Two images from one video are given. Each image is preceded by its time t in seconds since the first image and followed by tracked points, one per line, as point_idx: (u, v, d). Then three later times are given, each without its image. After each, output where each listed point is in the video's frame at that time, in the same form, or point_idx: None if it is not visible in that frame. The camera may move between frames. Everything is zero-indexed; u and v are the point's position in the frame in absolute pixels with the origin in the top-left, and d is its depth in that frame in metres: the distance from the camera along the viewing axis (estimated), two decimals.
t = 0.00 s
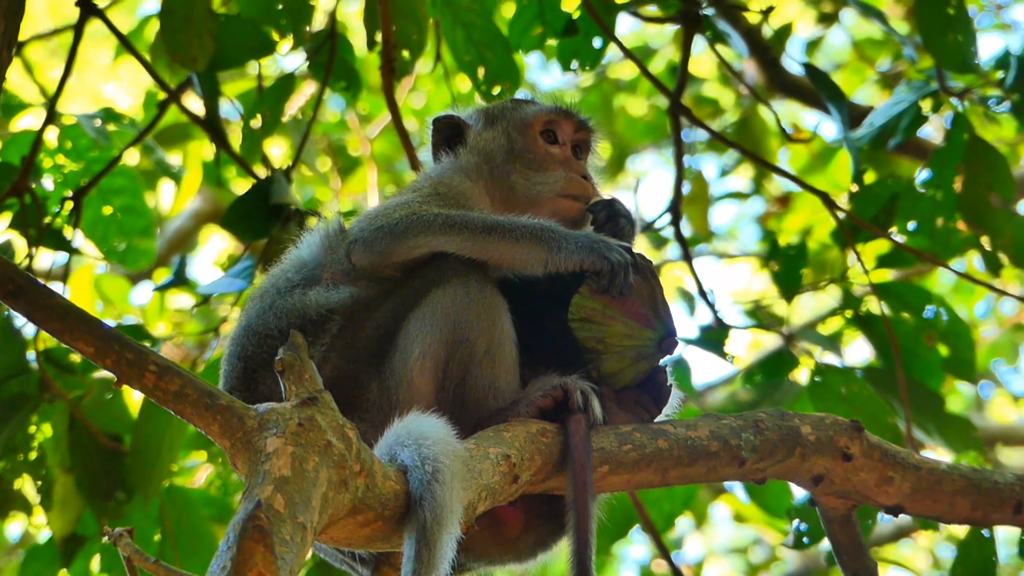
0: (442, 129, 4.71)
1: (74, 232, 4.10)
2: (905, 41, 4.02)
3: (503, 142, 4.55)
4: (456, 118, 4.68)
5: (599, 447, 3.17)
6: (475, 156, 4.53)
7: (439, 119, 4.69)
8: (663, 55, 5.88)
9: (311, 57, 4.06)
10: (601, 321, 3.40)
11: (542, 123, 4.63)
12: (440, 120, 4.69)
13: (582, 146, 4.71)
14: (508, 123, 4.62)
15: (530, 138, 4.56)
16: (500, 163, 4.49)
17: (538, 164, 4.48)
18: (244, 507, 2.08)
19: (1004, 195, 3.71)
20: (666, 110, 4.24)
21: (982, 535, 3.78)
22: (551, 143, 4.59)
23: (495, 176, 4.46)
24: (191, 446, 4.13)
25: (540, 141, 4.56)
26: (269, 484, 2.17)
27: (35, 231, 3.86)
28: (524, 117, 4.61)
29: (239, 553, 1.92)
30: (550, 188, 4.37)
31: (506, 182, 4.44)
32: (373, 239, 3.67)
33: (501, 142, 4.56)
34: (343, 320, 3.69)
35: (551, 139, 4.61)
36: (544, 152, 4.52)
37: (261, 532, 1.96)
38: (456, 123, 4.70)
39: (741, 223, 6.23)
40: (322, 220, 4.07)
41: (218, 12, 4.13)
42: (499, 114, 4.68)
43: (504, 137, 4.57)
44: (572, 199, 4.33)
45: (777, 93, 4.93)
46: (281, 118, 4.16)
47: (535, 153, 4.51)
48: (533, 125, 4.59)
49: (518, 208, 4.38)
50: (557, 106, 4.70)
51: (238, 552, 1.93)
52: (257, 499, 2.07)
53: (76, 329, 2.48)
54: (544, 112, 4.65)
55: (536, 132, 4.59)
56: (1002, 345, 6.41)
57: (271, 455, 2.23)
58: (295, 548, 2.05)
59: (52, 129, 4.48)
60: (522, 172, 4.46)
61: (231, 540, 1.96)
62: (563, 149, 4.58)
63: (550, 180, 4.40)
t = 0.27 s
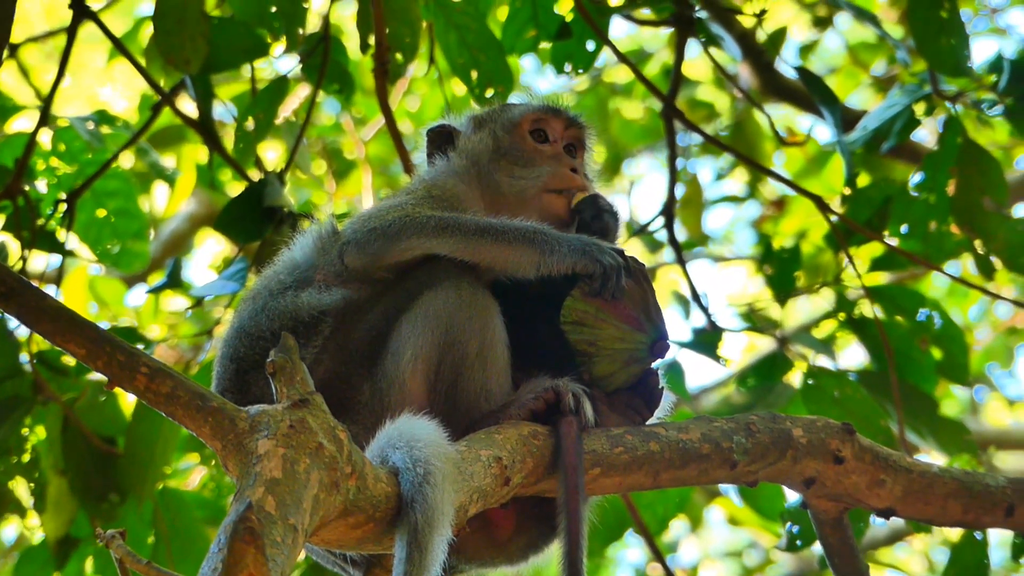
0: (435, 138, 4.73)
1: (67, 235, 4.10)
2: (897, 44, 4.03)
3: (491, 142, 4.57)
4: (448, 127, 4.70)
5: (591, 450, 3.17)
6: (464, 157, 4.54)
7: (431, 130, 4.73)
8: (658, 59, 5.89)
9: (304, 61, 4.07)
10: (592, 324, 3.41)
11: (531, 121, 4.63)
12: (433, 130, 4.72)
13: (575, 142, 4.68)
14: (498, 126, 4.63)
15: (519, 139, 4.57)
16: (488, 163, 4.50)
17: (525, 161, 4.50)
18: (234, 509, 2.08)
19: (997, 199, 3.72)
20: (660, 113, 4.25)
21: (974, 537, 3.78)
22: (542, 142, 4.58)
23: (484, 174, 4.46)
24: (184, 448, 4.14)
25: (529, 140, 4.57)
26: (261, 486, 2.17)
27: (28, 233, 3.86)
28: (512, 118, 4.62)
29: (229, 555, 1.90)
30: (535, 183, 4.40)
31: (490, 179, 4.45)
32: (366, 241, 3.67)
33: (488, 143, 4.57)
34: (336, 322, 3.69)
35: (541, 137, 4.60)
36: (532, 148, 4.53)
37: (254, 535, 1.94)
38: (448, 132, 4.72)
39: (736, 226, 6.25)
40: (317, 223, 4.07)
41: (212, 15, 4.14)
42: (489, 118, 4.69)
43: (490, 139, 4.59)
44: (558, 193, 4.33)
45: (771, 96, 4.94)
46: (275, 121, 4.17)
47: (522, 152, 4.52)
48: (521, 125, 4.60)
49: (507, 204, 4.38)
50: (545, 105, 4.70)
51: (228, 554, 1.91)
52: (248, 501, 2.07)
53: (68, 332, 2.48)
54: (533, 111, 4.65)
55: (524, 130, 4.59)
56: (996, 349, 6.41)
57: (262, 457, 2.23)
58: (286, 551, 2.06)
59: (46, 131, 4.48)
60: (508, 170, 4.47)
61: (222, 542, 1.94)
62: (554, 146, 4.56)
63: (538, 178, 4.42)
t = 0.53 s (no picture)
0: (429, 121, 4.74)
1: (61, 223, 4.10)
2: (892, 28, 4.02)
3: (482, 129, 4.55)
4: (441, 109, 4.71)
5: (586, 434, 3.16)
6: (455, 142, 4.52)
7: (425, 111, 4.75)
8: (653, 44, 5.87)
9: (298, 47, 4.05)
10: (585, 309, 3.40)
11: (523, 110, 4.62)
12: (428, 113, 4.73)
13: (568, 132, 4.66)
14: (489, 112, 4.62)
15: (511, 126, 4.56)
16: (478, 149, 4.48)
17: (515, 149, 4.49)
18: (229, 495, 2.08)
19: (991, 182, 3.71)
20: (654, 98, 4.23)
21: (971, 520, 3.78)
22: (535, 131, 4.56)
23: (472, 160, 4.44)
24: (180, 435, 4.14)
25: (520, 128, 4.56)
26: (255, 471, 2.17)
27: (22, 221, 3.86)
28: (504, 105, 4.61)
29: (223, 542, 1.92)
30: (523, 174, 4.38)
31: (479, 167, 4.43)
32: (359, 227, 3.66)
33: (478, 129, 4.55)
34: (330, 309, 3.69)
35: (533, 126, 4.59)
36: (523, 137, 4.52)
37: (248, 521, 1.94)
38: (442, 115, 4.73)
39: (732, 212, 6.24)
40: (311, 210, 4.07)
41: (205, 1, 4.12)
42: (481, 103, 4.68)
43: (481, 125, 4.57)
44: (546, 184, 4.33)
45: (765, 81, 4.93)
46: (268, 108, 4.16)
47: (513, 139, 4.51)
48: (512, 112, 4.59)
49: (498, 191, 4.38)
50: (538, 93, 4.69)
51: (223, 540, 1.93)
52: (243, 487, 2.07)
53: (61, 319, 2.47)
54: (525, 99, 4.64)
55: (516, 118, 4.59)
56: (992, 333, 6.42)
57: (256, 444, 2.23)
58: (281, 536, 2.06)
59: (40, 119, 4.47)
60: (498, 158, 4.46)
61: (216, 529, 1.95)
62: (546, 135, 4.55)
63: (527, 167, 4.41)
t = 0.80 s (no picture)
0: (429, 115, 4.75)
1: (58, 223, 4.09)
2: (888, 29, 4.01)
3: (485, 132, 4.56)
4: (441, 105, 4.73)
5: (582, 436, 3.17)
6: (457, 144, 4.56)
7: (425, 106, 4.76)
8: (650, 43, 5.87)
9: (295, 48, 4.05)
10: (582, 311, 3.40)
11: (526, 115, 4.60)
12: (427, 108, 4.74)
13: (567, 141, 4.66)
14: (492, 114, 4.63)
15: (513, 131, 4.55)
16: (479, 154, 4.50)
17: (518, 158, 4.48)
18: (226, 498, 2.08)
19: (988, 183, 3.72)
20: (650, 99, 4.23)
21: (967, 522, 3.79)
22: (534, 137, 4.54)
23: (472, 163, 4.48)
24: (177, 436, 4.14)
25: (522, 135, 4.54)
26: (252, 474, 2.17)
27: (19, 223, 3.85)
28: (508, 109, 4.59)
29: (221, 544, 1.91)
30: (528, 187, 4.38)
31: (485, 170, 4.46)
32: (355, 229, 3.66)
33: (482, 132, 4.56)
34: (326, 312, 3.69)
35: (534, 135, 4.56)
36: (525, 145, 4.50)
37: (246, 524, 1.94)
38: (441, 111, 4.75)
39: (728, 211, 6.25)
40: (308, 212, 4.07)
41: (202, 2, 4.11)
42: (484, 105, 4.68)
43: (485, 127, 4.58)
44: (548, 198, 4.33)
45: (762, 81, 4.93)
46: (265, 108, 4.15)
47: (515, 146, 4.50)
48: (516, 117, 4.58)
49: (496, 195, 4.41)
50: (543, 100, 4.68)
51: (220, 543, 1.92)
52: (240, 490, 2.07)
53: (59, 321, 2.47)
54: (529, 105, 4.63)
55: (519, 122, 4.57)
56: (988, 333, 6.43)
57: (253, 446, 2.23)
58: (277, 539, 2.06)
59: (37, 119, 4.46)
60: (503, 163, 4.48)
61: (213, 531, 1.95)
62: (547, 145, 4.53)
63: (529, 177, 4.41)
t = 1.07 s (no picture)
0: (431, 114, 4.71)
1: (57, 221, 4.09)
2: (887, 30, 4.02)
3: (491, 131, 4.55)
4: (445, 103, 4.69)
5: (580, 437, 3.17)
6: (462, 143, 4.54)
7: (428, 104, 4.70)
8: (649, 43, 5.87)
9: (294, 47, 4.05)
10: (580, 312, 3.41)
11: (532, 117, 4.62)
12: (429, 106, 4.69)
13: (568, 146, 4.70)
14: (498, 113, 4.62)
15: (519, 133, 4.56)
16: (483, 153, 4.50)
17: (523, 159, 4.49)
18: (223, 498, 2.09)
19: (986, 184, 3.72)
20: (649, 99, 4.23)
21: (964, 523, 3.79)
22: (538, 141, 4.56)
23: (475, 163, 4.48)
24: (175, 435, 4.14)
25: (528, 136, 4.56)
26: (250, 474, 2.17)
27: (18, 220, 3.85)
28: (514, 110, 4.61)
29: (218, 544, 1.93)
30: (533, 186, 4.40)
31: (490, 171, 4.46)
32: (354, 228, 3.66)
33: (488, 132, 4.56)
34: (325, 310, 3.69)
35: (538, 138, 4.58)
36: (531, 147, 4.52)
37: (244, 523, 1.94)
38: (444, 109, 4.70)
39: (727, 211, 6.25)
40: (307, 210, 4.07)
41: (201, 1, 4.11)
42: (489, 104, 4.68)
43: (491, 127, 4.57)
44: (551, 203, 4.35)
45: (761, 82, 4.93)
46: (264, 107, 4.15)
47: (521, 147, 4.51)
48: (522, 118, 4.59)
49: (499, 195, 4.42)
50: (549, 104, 4.69)
51: (217, 542, 1.94)
52: (237, 489, 2.07)
53: (57, 320, 2.48)
54: (535, 108, 4.64)
55: (525, 124, 4.59)
56: (986, 333, 6.45)
57: (251, 445, 2.23)
58: (275, 538, 2.06)
59: (35, 117, 4.46)
60: (508, 164, 4.48)
61: (211, 530, 1.97)
62: (550, 147, 4.56)
63: (535, 179, 4.42)
